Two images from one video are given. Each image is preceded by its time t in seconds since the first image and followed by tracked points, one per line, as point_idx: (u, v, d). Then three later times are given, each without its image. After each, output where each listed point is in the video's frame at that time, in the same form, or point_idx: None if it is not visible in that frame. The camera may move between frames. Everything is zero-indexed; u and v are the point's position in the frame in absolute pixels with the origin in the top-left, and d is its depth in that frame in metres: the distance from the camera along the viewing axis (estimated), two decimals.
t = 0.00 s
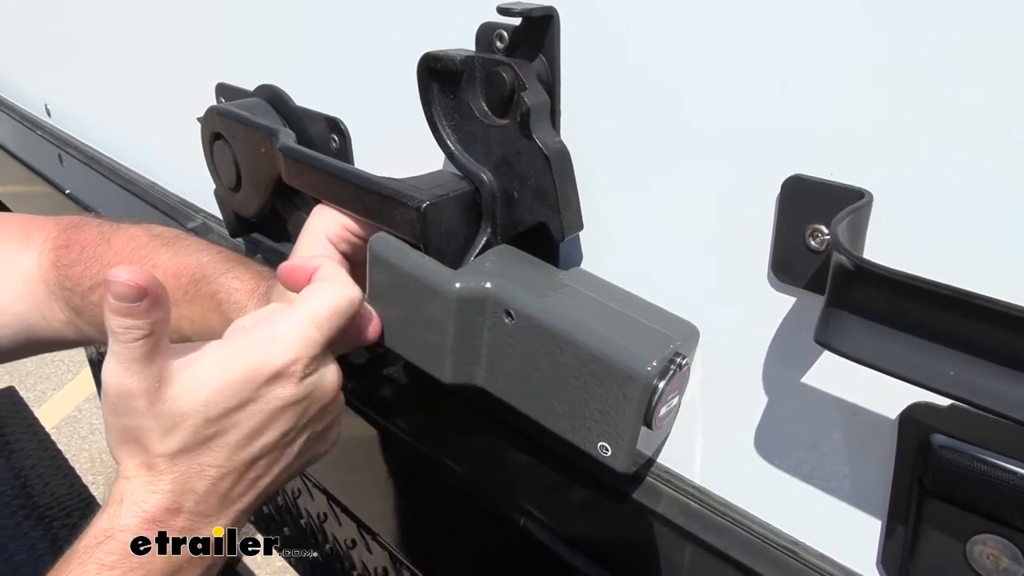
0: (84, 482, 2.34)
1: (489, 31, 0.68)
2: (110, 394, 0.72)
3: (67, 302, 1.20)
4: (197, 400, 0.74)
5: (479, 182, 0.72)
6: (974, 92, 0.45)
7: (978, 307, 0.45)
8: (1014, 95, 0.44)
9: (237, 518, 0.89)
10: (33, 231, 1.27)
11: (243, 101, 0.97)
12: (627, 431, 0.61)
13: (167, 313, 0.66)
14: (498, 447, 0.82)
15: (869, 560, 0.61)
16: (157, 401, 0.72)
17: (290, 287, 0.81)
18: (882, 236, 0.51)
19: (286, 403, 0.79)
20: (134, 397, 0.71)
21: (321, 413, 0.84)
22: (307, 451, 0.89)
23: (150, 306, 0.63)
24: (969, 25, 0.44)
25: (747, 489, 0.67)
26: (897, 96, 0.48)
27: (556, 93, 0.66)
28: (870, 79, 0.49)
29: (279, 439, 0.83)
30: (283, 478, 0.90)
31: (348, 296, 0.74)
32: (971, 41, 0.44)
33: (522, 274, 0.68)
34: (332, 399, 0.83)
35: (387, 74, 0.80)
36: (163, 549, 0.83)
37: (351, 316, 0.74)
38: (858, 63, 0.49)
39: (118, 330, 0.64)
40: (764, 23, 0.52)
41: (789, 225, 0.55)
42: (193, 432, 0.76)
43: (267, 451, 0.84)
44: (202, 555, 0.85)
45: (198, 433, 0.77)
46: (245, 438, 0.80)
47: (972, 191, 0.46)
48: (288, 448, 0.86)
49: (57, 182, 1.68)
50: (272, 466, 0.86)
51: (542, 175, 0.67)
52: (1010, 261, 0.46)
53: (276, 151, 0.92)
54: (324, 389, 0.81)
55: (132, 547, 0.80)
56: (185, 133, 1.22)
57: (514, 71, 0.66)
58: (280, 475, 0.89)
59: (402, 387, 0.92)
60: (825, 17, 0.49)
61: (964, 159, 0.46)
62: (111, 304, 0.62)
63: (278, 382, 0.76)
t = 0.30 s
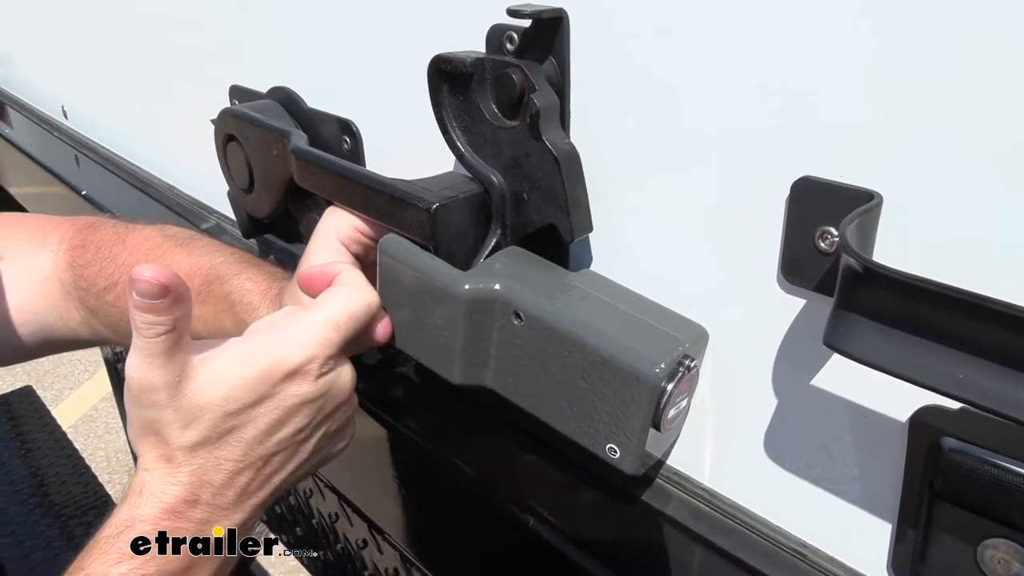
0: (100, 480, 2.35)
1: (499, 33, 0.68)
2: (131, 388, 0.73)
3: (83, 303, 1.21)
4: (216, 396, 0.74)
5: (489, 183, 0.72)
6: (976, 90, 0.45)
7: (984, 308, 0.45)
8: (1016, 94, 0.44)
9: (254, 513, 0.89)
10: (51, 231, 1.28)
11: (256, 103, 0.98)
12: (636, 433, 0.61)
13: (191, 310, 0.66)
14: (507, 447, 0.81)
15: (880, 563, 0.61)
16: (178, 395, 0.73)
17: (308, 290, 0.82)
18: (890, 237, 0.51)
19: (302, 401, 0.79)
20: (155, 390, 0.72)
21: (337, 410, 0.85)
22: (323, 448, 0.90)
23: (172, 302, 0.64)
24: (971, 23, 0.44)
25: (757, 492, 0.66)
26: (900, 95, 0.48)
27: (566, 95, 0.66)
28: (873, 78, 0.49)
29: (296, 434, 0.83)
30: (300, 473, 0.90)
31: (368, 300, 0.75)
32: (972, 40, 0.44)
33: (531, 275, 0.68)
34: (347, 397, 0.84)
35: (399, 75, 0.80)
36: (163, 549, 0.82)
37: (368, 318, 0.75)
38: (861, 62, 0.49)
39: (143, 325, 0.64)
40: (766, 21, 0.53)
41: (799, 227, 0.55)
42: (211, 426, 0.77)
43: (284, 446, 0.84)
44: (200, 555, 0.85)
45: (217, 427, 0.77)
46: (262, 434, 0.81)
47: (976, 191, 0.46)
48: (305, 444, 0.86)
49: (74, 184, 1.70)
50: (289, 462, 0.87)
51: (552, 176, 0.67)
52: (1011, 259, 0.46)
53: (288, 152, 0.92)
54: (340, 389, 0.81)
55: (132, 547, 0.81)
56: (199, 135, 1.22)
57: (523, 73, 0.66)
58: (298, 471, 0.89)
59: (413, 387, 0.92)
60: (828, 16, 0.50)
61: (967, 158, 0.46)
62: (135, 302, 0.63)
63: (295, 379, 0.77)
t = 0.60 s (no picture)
0: (110, 482, 2.36)
1: (501, 39, 0.69)
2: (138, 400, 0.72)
3: (91, 306, 1.22)
4: (223, 405, 0.74)
5: (491, 189, 0.72)
6: (974, 91, 0.45)
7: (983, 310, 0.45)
8: (1013, 94, 0.43)
9: (260, 518, 0.89)
10: (57, 234, 1.29)
11: (261, 107, 0.98)
12: (636, 440, 0.61)
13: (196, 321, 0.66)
14: (511, 452, 0.82)
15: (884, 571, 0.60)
16: (186, 406, 0.73)
17: (310, 293, 0.82)
18: (891, 243, 0.51)
19: (307, 407, 0.80)
20: (162, 401, 0.71)
21: (342, 416, 0.85)
22: (327, 454, 0.90)
23: (178, 315, 0.64)
24: (969, 22, 0.44)
25: (759, 499, 0.66)
26: (898, 97, 0.48)
27: (567, 100, 0.66)
28: (872, 79, 0.48)
29: (301, 440, 0.84)
30: (304, 479, 0.90)
31: (371, 305, 0.75)
32: (970, 40, 0.44)
33: (533, 281, 0.68)
34: (352, 402, 0.84)
35: (403, 80, 0.80)
36: (163, 549, 0.81)
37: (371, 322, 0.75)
38: (857, 63, 0.49)
39: (149, 337, 0.64)
40: (765, 20, 0.52)
41: (800, 233, 0.55)
42: (218, 435, 0.77)
43: (289, 452, 0.84)
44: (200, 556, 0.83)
45: (223, 436, 0.77)
46: (268, 441, 0.81)
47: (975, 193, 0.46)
48: (309, 449, 0.86)
49: (82, 187, 1.71)
50: (294, 468, 0.87)
51: (553, 182, 0.67)
52: (1010, 262, 0.46)
53: (293, 157, 0.92)
54: (344, 395, 0.82)
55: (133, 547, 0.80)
56: (206, 139, 1.23)
57: (525, 78, 0.66)
58: (303, 477, 0.89)
59: (418, 391, 0.92)
60: (829, 17, 0.49)
61: (965, 161, 0.46)
62: (142, 315, 0.63)
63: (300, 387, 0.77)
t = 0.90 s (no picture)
0: (117, 480, 2.36)
1: (511, 39, 0.68)
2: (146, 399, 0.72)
3: (99, 305, 1.22)
4: (229, 406, 0.74)
5: (500, 189, 0.71)
6: (973, 90, 0.45)
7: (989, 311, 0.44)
8: (1013, 93, 0.43)
9: (265, 519, 0.89)
10: (66, 233, 1.29)
11: (270, 107, 0.98)
12: (646, 443, 0.60)
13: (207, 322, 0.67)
14: (517, 455, 0.81)
15: None
16: (191, 406, 0.72)
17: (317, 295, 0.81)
18: (905, 247, 0.50)
19: (312, 410, 0.79)
20: (169, 401, 0.71)
21: (348, 419, 0.85)
22: (332, 457, 0.89)
23: (190, 315, 0.64)
24: (967, 21, 0.44)
25: (769, 504, 0.65)
26: (907, 98, 0.47)
27: (578, 100, 0.66)
28: (872, 79, 0.48)
29: (306, 444, 0.83)
30: (309, 482, 0.90)
31: (378, 307, 0.75)
32: (969, 39, 0.44)
33: (542, 282, 0.68)
34: (358, 405, 0.84)
35: (412, 79, 0.80)
36: (163, 549, 0.81)
37: (376, 326, 0.75)
38: (868, 64, 0.48)
39: (160, 336, 0.65)
40: (765, 20, 0.52)
41: (812, 236, 0.55)
42: (223, 437, 0.77)
43: (295, 455, 0.84)
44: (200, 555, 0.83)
45: (229, 438, 0.77)
46: (273, 444, 0.81)
47: (975, 194, 0.46)
48: (315, 453, 0.86)
49: (92, 186, 1.72)
50: (300, 471, 0.87)
51: (563, 182, 0.66)
52: (1011, 263, 0.46)
53: (301, 156, 0.92)
54: (349, 398, 0.82)
55: (133, 547, 0.81)
56: (215, 138, 1.23)
57: (535, 79, 0.65)
58: (307, 481, 0.89)
59: (426, 392, 0.92)
60: (829, 16, 0.50)
61: (965, 162, 0.46)
62: (154, 314, 0.63)
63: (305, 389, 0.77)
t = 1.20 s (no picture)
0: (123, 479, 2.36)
1: (515, 35, 0.68)
2: (93, 396, 0.73)
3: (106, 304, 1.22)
4: (176, 404, 0.74)
5: (504, 186, 0.71)
6: (973, 90, 0.45)
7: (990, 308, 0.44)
8: (1012, 93, 0.44)
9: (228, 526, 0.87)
10: (72, 232, 1.29)
11: (276, 105, 0.98)
12: (650, 440, 0.60)
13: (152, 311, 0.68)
14: (522, 453, 0.81)
15: None
16: (137, 403, 0.72)
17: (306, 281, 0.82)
18: (911, 242, 0.50)
19: (264, 407, 0.78)
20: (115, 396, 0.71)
21: (307, 418, 0.83)
22: (293, 459, 0.88)
23: (131, 304, 0.66)
24: (967, 22, 0.44)
25: (774, 501, 0.65)
26: (913, 95, 0.47)
27: (582, 97, 0.66)
28: (872, 79, 0.49)
29: (262, 443, 0.82)
30: (272, 486, 0.89)
31: (325, 296, 0.75)
32: (969, 39, 0.45)
33: (546, 279, 0.68)
34: (317, 402, 0.82)
35: (418, 77, 0.80)
36: (163, 549, 0.82)
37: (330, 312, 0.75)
38: (877, 59, 0.48)
39: (104, 328, 0.67)
40: (765, 21, 0.53)
41: (818, 232, 0.54)
42: (170, 436, 0.76)
43: (252, 456, 0.82)
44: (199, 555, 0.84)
45: (179, 438, 0.76)
46: (224, 445, 0.79)
47: (975, 194, 0.46)
48: (274, 454, 0.84)
49: (100, 185, 1.72)
50: (259, 474, 0.85)
51: (567, 179, 0.66)
52: (1011, 262, 0.46)
53: (306, 154, 0.93)
54: (306, 394, 0.80)
55: (132, 547, 0.80)
56: (221, 137, 1.23)
57: (539, 75, 0.65)
58: (269, 484, 0.88)
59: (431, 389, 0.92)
60: (828, 16, 0.50)
61: (965, 162, 0.46)
62: (96, 307, 0.65)
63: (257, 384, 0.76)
